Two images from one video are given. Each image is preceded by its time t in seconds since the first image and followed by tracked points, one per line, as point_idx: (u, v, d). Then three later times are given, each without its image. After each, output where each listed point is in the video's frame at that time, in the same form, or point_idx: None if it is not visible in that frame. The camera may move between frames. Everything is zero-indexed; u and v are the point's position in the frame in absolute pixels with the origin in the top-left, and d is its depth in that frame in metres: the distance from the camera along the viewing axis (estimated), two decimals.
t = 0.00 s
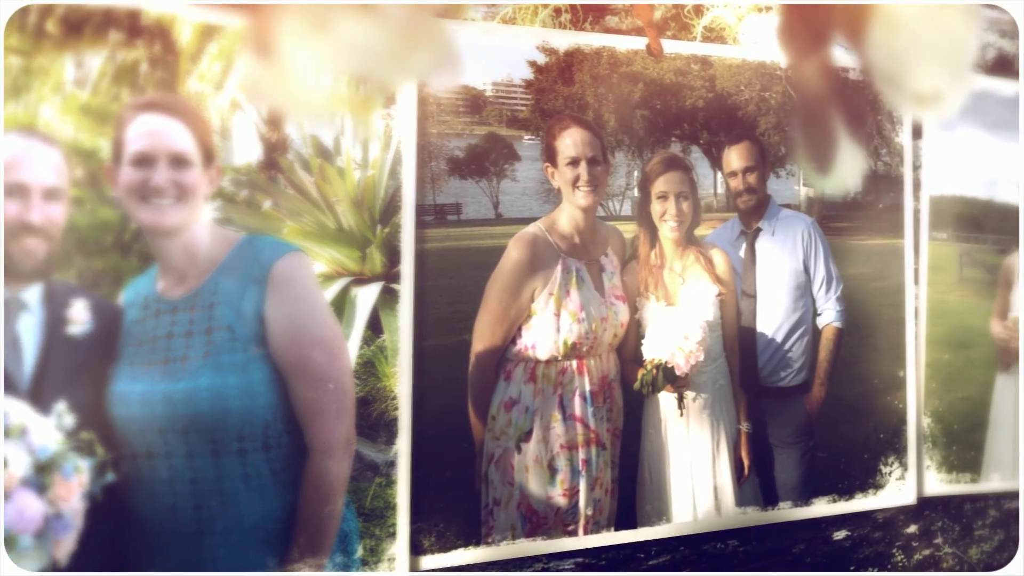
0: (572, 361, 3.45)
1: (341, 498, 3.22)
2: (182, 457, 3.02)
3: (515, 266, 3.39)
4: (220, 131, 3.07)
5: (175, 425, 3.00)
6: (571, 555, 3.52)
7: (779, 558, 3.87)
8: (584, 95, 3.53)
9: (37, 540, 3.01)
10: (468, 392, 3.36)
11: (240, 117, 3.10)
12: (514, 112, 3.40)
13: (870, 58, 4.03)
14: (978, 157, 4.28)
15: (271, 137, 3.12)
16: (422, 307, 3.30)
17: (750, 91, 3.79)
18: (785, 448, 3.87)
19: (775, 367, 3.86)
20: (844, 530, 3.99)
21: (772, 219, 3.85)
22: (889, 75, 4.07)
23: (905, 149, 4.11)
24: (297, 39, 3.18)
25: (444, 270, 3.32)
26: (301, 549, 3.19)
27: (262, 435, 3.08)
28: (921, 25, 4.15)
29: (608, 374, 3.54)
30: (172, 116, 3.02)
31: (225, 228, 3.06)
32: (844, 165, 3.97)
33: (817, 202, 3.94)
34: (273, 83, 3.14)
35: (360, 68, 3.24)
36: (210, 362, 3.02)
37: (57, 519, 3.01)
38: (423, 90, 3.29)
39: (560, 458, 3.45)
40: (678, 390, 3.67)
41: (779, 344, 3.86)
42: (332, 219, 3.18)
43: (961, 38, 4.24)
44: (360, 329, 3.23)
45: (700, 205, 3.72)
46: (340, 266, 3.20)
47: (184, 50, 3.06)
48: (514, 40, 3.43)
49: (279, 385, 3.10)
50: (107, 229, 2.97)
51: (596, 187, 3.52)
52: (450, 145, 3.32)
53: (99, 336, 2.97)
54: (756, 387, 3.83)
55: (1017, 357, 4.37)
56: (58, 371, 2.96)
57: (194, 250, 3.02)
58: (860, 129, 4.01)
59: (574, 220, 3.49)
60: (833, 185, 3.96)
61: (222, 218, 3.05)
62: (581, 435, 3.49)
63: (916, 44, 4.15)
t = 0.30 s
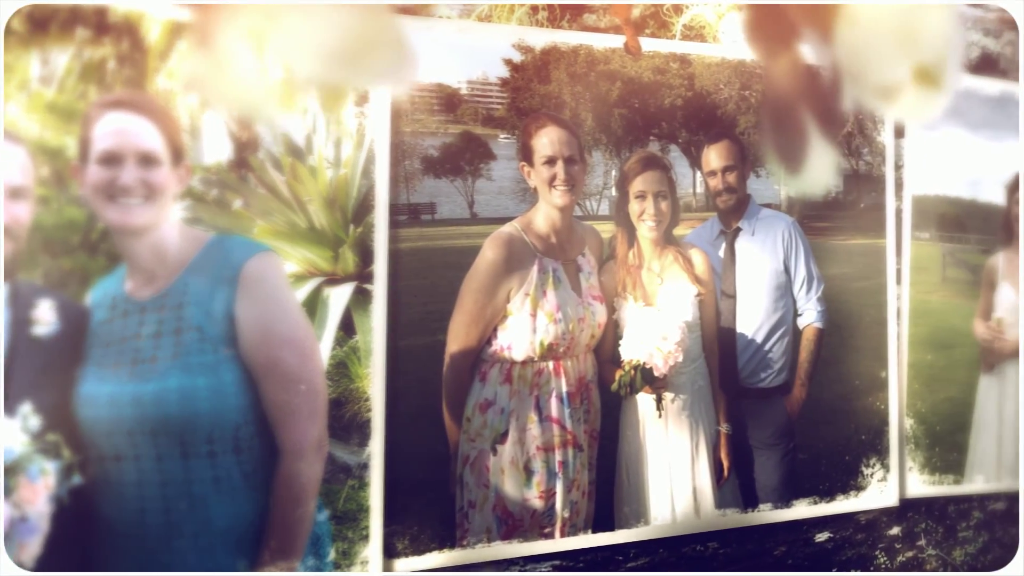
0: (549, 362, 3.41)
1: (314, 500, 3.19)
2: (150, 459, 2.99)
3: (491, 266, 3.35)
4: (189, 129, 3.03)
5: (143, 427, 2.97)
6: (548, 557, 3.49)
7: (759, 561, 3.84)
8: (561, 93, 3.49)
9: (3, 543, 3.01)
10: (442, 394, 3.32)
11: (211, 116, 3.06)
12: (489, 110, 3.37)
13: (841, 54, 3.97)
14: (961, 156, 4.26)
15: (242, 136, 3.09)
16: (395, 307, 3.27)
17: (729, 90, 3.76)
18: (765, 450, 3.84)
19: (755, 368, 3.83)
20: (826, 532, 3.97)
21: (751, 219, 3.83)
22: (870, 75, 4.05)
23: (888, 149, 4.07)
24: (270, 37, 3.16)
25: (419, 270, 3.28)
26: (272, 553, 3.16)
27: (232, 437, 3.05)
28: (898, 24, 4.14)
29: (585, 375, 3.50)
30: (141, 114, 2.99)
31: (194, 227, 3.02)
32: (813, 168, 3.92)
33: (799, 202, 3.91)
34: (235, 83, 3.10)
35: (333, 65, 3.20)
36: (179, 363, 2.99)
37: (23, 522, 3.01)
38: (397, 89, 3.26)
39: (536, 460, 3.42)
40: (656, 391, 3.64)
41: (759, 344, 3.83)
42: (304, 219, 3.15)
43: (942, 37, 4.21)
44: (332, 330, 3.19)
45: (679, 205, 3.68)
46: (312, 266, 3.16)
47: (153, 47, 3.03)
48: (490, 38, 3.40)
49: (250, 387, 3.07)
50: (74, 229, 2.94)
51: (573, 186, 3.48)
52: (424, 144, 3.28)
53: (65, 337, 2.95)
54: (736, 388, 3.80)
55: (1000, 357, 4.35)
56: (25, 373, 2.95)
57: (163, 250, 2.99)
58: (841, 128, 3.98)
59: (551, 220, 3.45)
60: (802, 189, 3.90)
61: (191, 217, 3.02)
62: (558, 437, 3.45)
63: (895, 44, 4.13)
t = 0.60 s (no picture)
0: (527, 363, 3.37)
1: (287, 504, 3.16)
2: (120, 462, 2.96)
3: (467, 267, 3.31)
4: (160, 129, 3.00)
5: (113, 429, 2.94)
6: (526, 561, 3.46)
7: (741, 564, 3.81)
8: (539, 92, 3.45)
9: None
10: (418, 396, 3.29)
11: (182, 115, 3.03)
12: (466, 109, 3.33)
13: (818, 53, 3.94)
14: (946, 156, 4.22)
15: (214, 135, 3.06)
16: (370, 309, 3.23)
17: (709, 90, 3.73)
18: (747, 452, 3.81)
19: (737, 370, 3.80)
20: (809, 535, 3.94)
21: (733, 219, 3.79)
22: (851, 75, 4.01)
23: (871, 149, 4.04)
24: (242, 34, 3.13)
25: (394, 270, 3.25)
26: (244, 556, 3.13)
27: (204, 439, 3.02)
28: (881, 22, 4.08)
29: (564, 377, 3.47)
30: (110, 113, 2.96)
31: (165, 228, 2.99)
32: (792, 169, 3.90)
33: (781, 202, 3.88)
34: (196, 82, 3.05)
35: (307, 64, 3.17)
36: (149, 365, 2.96)
37: None
38: (371, 88, 3.23)
39: (514, 463, 3.38)
40: (637, 393, 3.60)
41: (740, 346, 3.80)
42: (277, 219, 3.12)
43: (929, 37, 4.15)
44: (306, 331, 3.16)
45: (659, 205, 3.64)
46: (285, 266, 3.13)
47: (122, 46, 3.00)
48: (467, 36, 3.37)
49: (222, 389, 3.04)
50: (42, 229, 2.92)
51: (551, 186, 3.44)
52: (400, 143, 3.25)
53: (32, 339, 2.92)
54: (717, 389, 3.76)
55: (986, 358, 4.31)
56: None
57: (133, 251, 2.95)
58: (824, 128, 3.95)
59: (529, 220, 3.41)
60: (779, 191, 3.87)
61: (161, 218, 2.98)
62: (536, 439, 3.41)
63: (881, 43, 4.08)
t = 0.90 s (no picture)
0: (506, 365, 3.33)
1: (261, 507, 3.14)
2: (91, 465, 2.95)
3: (446, 268, 3.27)
4: (132, 128, 2.97)
5: (84, 432, 2.92)
6: (505, 565, 3.43)
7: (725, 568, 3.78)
8: (518, 91, 3.41)
9: None
10: (396, 398, 3.25)
11: (155, 114, 3.00)
12: (444, 109, 3.30)
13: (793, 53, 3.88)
14: (933, 156, 4.18)
15: (187, 134, 3.03)
16: (346, 310, 3.20)
17: (691, 89, 3.69)
18: (730, 455, 3.77)
19: (720, 372, 3.76)
20: (795, 538, 3.90)
21: (716, 220, 3.76)
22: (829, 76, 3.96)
23: (857, 148, 4.01)
24: (216, 32, 3.09)
25: (370, 271, 3.21)
26: (218, 560, 3.11)
27: (176, 442, 2.99)
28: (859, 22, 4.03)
29: (544, 379, 3.43)
30: (80, 112, 2.93)
31: (137, 228, 2.96)
32: (769, 172, 3.85)
33: (766, 202, 3.85)
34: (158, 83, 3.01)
35: (282, 63, 3.13)
36: (121, 366, 2.93)
37: None
38: (347, 86, 3.20)
39: (492, 466, 3.35)
40: (618, 396, 3.57)
41: (724, 348, 3.77)
42: (251, 220, 3.09)
43: (915, 35, 4.10)
44: (281, 332, 3.13)
45: (641, 205, 3.60)
46: (259, 267, 3.10)
47: (93, 44, 2.98)
48: (445, 35, 3.34)
49: (196, 391, 3.01)
50: (12, 229, 2.90)
51: (531, 186, 3.41)
52: (377, 143, 3.22)
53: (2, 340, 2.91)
54: (700, 391, 3.73)
55: (974, 360, 4.27)
56: None
57: (104, 251, 2.93)
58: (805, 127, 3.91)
59: (508, 221, 3.37)
60: (755, 195, 3.81)
61: (133, 218, 2.96)
62: (515, 442, 3.38)
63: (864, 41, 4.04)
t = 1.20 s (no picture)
0: (484, 366, 3.30)
1: (235, 509, 3.12)
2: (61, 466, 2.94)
3: (423, 268, 3.23)
4: (103, 127, 2.97)
5: (54, 434, 2.91)
6: (484, 568, 3.40)
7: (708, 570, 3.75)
8: (497, 90, 3.38)
9: None
10: (372, 399, 3.22)
11: (126, 113, 2.99)
12: (421, 107, 3.26)
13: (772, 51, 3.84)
14: (921, 155, 4.14)
15: (159, 133, 3.01)
16: (322, 310, 3.16)
17: (672, 87, 3.66)
18: (713, 456, 3.74)
19: (703, 373, 3.73)
20: (779, 540, 3.87)
21: (699, 219, 3.72)
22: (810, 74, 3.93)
23: (841, 148, 3.98)
24: (188, 30, 3.08)
25: (346, 271, 3.17)
26: (190, 562, 3.10)
27: (148, 444, 2.97)
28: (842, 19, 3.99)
29: (523, 380, 3.39)
30: (50, 111, 2.94)
31: (108, 228, 2.95)
32: (753, 173, 3.81)
33: (749, 201, 3.81)
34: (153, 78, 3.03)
35: (255, 60, 3.11)
36: (92, 367, 2.91)
37: None
38: (322, 84, 3.17)
39: (470, 468, 3.31)
40: (599, 397, 3.53)
41: (706, 348, 3.73)
42: (225, 219, 3.06)
43: (899, 32, 4.07)
44: (255, 333, 3.10)
45: (622, 205, 3.56)
46: (233, 267, 3.07)
47: (62, 42, 2.99)
48: (423, 32, 3.30)
49: (168, 392, 2.99)
50: None
51: (510, 185, 3.36)
52: (353, 142, 3.18)
53: None
54: (682, 393, 3.69)
55: (962, 361, 4.23)
56: None
57: (74, 251, 2.92)
58: (791, 126, 3.88)
59: (487, 220, 3.33)
60: (734, 196, 3.77)
61: (104, 218, 2.95)
62: (493, 444, 3.34)
63: (850, 41, 4.01)
